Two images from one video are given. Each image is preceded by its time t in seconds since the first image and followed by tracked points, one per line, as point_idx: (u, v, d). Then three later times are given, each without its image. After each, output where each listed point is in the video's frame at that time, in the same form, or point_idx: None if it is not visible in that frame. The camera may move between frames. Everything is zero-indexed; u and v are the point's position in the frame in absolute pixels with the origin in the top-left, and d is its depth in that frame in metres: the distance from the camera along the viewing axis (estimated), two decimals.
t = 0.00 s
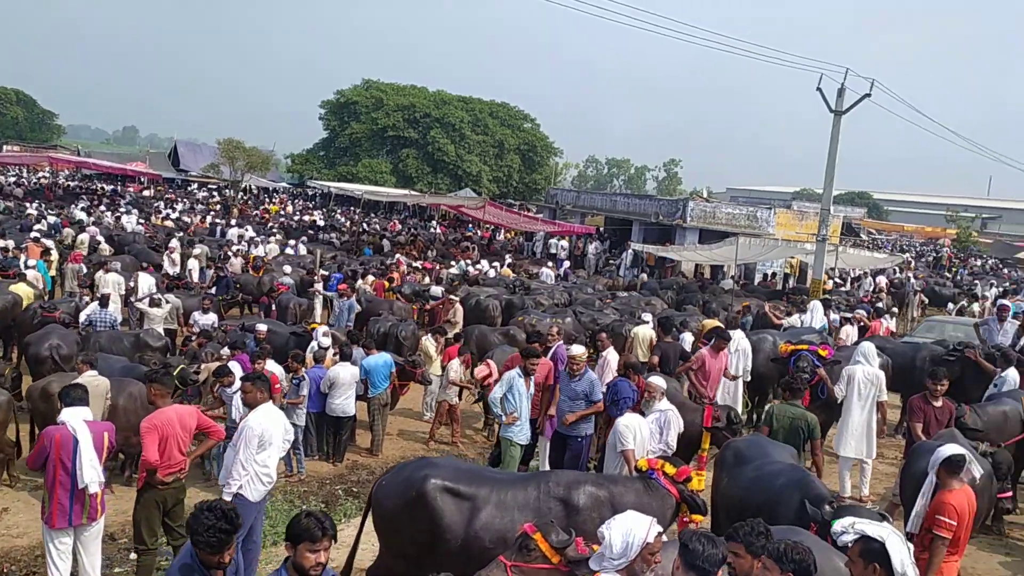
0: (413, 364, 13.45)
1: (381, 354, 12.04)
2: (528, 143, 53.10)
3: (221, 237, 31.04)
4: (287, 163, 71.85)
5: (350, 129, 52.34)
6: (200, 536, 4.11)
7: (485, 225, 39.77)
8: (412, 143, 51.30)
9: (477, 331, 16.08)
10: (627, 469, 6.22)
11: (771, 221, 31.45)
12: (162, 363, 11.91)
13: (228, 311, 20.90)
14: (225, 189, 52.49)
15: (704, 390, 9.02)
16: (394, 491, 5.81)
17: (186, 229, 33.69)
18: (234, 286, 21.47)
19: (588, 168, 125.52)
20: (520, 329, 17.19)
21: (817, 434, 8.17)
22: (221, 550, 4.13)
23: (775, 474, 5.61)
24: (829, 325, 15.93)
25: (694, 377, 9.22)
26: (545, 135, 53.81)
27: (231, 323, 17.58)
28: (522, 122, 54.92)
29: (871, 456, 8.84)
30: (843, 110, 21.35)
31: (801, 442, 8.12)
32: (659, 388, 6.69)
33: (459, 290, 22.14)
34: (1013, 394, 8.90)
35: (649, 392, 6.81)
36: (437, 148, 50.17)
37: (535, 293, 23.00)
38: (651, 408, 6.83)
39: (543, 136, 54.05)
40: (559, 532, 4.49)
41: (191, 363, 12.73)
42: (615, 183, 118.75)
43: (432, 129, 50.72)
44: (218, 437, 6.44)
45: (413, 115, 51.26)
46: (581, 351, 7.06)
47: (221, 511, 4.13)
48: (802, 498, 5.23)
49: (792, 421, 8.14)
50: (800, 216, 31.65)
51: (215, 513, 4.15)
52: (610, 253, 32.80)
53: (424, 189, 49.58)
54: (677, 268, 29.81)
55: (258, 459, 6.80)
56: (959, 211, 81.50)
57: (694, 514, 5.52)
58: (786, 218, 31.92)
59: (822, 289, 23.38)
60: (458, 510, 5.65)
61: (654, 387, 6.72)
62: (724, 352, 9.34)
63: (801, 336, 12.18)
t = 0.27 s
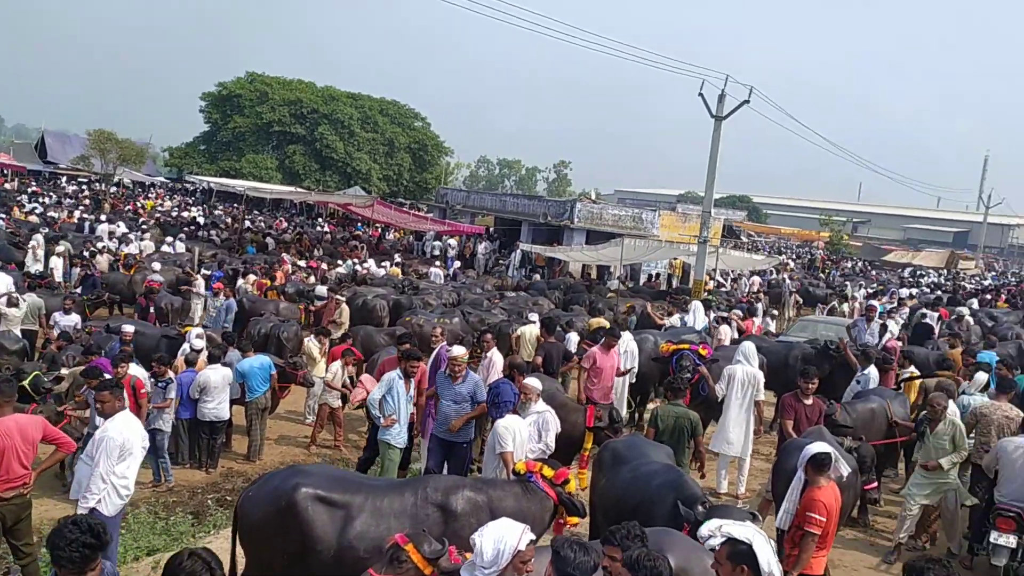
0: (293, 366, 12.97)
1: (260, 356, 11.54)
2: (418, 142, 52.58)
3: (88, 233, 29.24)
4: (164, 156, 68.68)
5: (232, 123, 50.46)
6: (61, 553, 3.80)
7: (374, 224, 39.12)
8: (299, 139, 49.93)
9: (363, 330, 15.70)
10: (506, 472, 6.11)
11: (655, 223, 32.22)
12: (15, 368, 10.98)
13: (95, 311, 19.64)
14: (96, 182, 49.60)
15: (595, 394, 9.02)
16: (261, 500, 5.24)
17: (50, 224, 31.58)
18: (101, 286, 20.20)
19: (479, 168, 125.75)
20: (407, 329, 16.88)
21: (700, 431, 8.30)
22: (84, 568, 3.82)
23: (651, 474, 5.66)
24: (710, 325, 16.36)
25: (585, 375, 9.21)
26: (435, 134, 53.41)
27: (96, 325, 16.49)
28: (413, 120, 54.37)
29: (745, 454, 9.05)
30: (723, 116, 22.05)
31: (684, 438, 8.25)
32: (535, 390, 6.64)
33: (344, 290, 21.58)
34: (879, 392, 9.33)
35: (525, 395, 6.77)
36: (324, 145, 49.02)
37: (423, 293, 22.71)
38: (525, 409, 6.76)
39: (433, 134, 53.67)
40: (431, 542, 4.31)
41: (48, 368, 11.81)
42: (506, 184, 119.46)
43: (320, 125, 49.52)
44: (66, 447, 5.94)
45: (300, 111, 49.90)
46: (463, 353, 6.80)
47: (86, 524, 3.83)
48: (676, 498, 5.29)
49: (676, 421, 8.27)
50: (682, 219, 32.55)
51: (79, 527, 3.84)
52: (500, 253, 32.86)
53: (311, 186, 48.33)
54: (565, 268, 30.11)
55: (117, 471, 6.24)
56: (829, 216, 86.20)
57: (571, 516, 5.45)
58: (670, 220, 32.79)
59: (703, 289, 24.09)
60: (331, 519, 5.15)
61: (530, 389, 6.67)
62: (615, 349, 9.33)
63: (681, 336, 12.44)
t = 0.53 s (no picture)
0: (220, 368, 12.61)
1: (186, 357, 11.13)
2: (353, 140, 51.89)
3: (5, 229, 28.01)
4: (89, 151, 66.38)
5: (160, 118, 49.06)
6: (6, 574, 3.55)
7: (308, 223, 38.47)
8: (230, 135, 48.81)
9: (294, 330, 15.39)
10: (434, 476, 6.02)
11: (590, 225, 32.47)
12: None
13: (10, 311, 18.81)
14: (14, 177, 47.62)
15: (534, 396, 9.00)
16: (179, 510, 5.03)
17: None
18: (17, 284, 19.36)
19: (416, 167, 125.09)
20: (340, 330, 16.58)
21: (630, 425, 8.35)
22: None
23: (579, 477, 5.67)
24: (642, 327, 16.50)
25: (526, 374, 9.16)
26: (371, 132, 52.81)
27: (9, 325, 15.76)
28: (348, 118, 53.74)
29: (677, 454, 9.16)
30: (657, 119, 22.32)
31: (615, 432, 8.29)
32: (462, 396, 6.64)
33: (276, 290, 21.14)
34: (807, 393, 9.53)
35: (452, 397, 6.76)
36: (257, 142, 48.01)
37: (357, 293, 22.42)
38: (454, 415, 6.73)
39: (369, 133, 53.06)
40: (355, 552, 4.20)
41: None
42: (444, 183, 119.14)
43: (252, 121, 48.48)
44: None
45: (231, 106, 48.75)
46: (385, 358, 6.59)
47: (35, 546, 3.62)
48: (603, 501, 5.31)
49: (607, 415, 8.30)
50: (617, 221, 32.88)
51: (26, 549, 3.62)
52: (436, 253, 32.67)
53: (243, 183, 47.29)
54: (501, 269, 30.11)
55: (30, 480, 5.91)
56: (759, 219, 88.30)
57: (500, 520, 5.35)
58: (605, 221, 33.07)
59: (636, 291, 24.37)
60: (252, 529, 4.94)
61: (457, 394, 6.69)
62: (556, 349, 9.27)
63: (613, 338, 12.53)
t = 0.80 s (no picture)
0: (152, 372, 12.22)
1: (120, 360, 10.67)
2: (295, 139, 51.03)
3: None
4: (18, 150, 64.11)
5: (93, 116, 47.61)
6: None
7: (248, 223, 37.70)
8: (167, 134, 47.62)
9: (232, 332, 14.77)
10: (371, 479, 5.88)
11: (535, 223, 32.50)
12: None
13: None
14: None
15: (479, 397, 8.94)
16: (101, 522, 4.79)
17: None
18: None
19: (361, 166, 123.87)
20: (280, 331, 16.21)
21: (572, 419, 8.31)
22: None
23: (517, 477, 5.60)
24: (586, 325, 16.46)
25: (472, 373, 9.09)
26: (313, 131, 52.03)
27: None
28: (289, 116, 52.92)
29: (623, 452, 9.17)
30: (599, 117, 22.40)
31: (557, 427, 8.28)
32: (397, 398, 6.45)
33: (214, 292, 20.65)
34: (747, 389, 9.63)
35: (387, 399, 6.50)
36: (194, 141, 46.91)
37: (299, 294, 22.04)
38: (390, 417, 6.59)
39: (311, 132, 52.27)
40: (282, 564, 4.04)
41: None
42: (388, 182, 118.26)
43: (189, 119, 47.36)
44: None
45: (168, 104, 47.54)
46: (315, 363, 6.35)
47: None
48: (542, 502, 5.25)
49: (549, 410, 8.28)
50: (562, 219, 32.97)
51: None
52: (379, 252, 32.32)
53: (181, 183, 46.17)
54: (446, 268, 29.94)
55: None
56: (701, 216, 89.59)
57: (439, 523, 5.23)
58: (550, 220, 33.10)
59: (581, 288, 24.46)
60: (177, 541, 4.70)
61: (392, 397, 6.42)
62: (499, 347, 9.15)
63: (555, 335, 12.52)
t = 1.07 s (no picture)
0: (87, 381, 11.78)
1: (60, 369, 10.18)
2: (238, 139, 50.05)
3: None
4: None
5: (25, 118, 46.07)
6: None
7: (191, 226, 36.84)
8: (104, 136, 46.31)
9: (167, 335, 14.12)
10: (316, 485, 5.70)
11: (483, 222, 32.40)
12: None
13: None
14: None
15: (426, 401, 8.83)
16: (26, 540, 4.56)
17: None
18: None
19: (307, 166, 122.29)
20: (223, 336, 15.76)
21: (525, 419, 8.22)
22: None
23: (462, 480, 5.50)
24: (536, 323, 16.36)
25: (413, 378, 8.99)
26: (256, 131, 51.12)
27: None
28: (231, 117, 51.94)
29: (577, 451, 9.05)
30: (545, 115, 22.38)
31: (512, 426, 8.17)
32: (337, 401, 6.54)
33: (154, 297, 20.09)
34: (693, 384, 9.67)
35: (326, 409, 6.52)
36: (133, 142, 45.67)
37: (243, 297, 21.58)
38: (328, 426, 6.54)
39: (254, 132, 51.29)
40: None
41: None
42: (336, 183, 117.01)
43: (127, 120, 46.09)
44: None
45: (104, 105, 46.22)
46: (256, 372, 6.05)
47: None
48: (488, 504, 5.15)
49: (505, 408, 8.21)
50: (510, 217, 32.90)
51: None
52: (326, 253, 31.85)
53: (119, 186, 44.91)
54: (394, 268, 29.66)
55: None
56: (649, 212, 90.45)
57: (381, 530, 5.03)
58: (498, 218, 32.90)
59: (530, 286, 24.44)
60: (107, 557, 4.49)
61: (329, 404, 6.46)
62: (441, 349, 9.03)
63: (503, 334, 12.43)
